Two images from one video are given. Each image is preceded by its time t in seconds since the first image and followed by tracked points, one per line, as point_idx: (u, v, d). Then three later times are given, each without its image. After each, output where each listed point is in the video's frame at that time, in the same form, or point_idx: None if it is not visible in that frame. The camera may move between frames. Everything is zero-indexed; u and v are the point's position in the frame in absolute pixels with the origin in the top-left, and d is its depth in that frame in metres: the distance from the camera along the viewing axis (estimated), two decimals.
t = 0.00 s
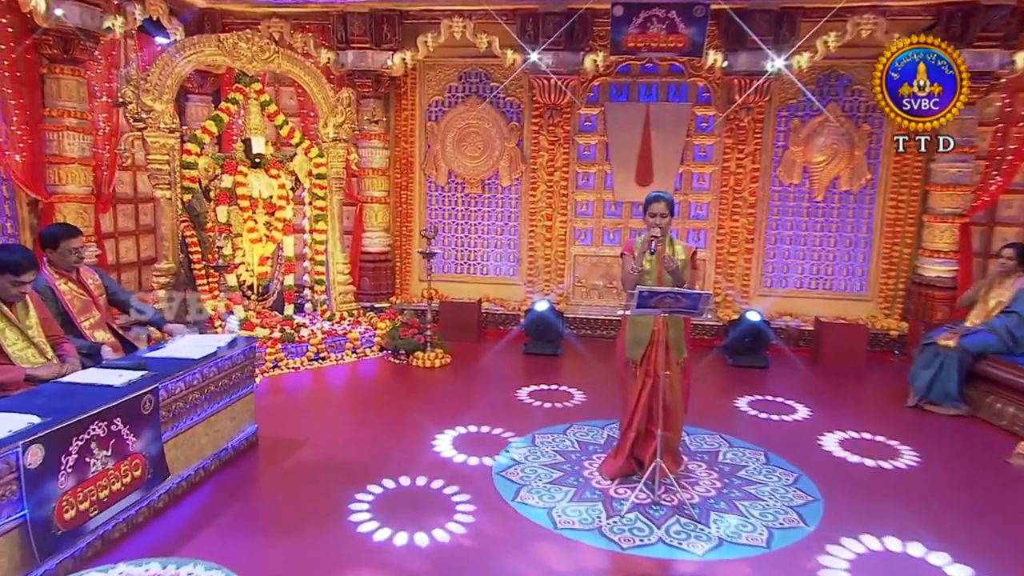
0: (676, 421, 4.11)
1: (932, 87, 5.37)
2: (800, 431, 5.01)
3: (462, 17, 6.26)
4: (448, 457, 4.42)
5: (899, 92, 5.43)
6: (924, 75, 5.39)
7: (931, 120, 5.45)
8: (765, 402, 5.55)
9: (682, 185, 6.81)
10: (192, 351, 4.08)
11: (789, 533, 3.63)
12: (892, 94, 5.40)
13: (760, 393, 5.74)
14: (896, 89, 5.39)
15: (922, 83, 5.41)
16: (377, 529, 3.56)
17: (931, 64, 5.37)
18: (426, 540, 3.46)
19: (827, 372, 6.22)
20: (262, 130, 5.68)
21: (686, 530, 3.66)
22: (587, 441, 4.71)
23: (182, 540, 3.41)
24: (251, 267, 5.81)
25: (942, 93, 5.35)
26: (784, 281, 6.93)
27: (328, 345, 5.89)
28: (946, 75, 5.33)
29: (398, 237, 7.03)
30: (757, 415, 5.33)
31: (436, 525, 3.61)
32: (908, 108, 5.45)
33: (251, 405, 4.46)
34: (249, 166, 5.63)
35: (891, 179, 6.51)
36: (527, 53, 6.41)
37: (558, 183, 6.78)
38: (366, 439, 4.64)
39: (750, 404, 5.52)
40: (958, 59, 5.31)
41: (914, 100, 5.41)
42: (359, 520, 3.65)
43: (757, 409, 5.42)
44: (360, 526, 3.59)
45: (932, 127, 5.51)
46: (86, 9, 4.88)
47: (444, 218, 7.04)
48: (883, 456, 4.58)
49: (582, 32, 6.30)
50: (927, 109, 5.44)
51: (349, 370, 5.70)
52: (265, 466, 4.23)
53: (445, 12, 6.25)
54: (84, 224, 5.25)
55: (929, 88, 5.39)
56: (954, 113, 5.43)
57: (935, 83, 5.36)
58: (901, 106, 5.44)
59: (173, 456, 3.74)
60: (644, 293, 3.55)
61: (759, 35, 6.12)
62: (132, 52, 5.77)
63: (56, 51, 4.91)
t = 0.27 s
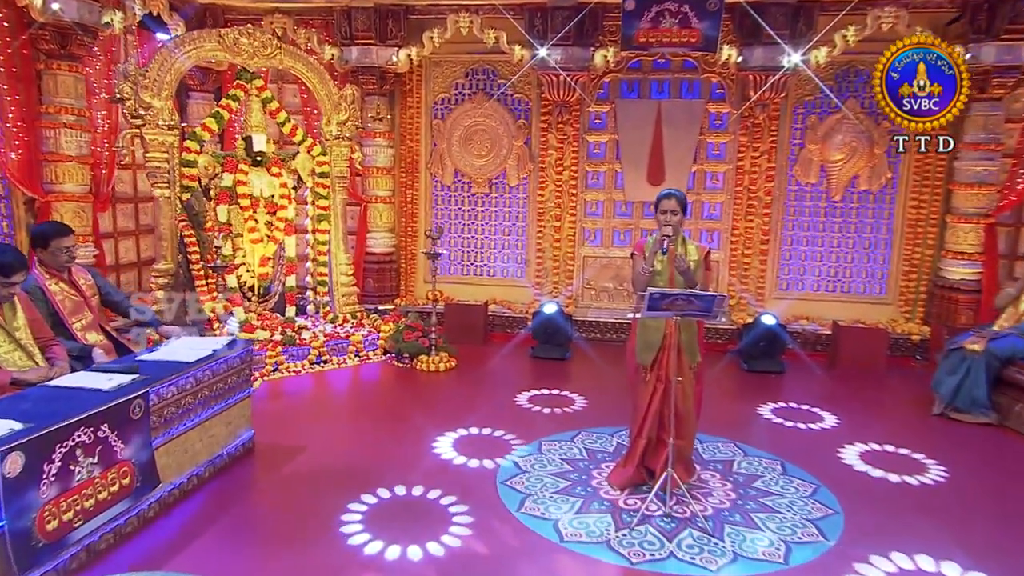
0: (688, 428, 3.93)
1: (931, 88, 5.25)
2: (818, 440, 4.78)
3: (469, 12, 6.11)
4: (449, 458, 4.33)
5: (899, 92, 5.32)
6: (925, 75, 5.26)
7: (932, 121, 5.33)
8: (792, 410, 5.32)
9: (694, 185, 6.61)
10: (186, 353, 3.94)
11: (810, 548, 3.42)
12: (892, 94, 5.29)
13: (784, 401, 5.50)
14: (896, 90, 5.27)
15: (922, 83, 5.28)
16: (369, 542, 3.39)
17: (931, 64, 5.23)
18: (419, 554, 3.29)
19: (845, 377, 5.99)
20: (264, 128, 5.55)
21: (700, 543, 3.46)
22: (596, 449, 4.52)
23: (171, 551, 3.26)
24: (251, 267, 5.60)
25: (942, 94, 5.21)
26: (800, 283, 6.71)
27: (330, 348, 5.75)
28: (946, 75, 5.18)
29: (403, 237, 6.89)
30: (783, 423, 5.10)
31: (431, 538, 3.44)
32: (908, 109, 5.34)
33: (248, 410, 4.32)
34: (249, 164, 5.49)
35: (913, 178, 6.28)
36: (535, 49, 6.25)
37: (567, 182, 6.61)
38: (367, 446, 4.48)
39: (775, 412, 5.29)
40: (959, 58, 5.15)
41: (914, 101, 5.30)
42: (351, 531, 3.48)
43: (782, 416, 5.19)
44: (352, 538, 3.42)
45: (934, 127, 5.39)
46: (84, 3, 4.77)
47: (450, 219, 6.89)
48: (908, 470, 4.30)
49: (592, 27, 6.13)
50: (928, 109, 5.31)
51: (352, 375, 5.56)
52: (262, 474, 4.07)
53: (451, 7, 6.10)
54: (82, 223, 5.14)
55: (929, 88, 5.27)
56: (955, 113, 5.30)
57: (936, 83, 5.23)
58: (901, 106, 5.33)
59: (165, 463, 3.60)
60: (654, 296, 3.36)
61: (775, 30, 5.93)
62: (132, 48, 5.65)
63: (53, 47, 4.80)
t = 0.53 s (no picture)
0: (697, 437, 3.77)
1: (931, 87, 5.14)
2: (833, 451, 4.59)
3: (473, 10, 6.00)
4: (449, 465, 4.20)
5: (899, 92, 5.20)
6: (924, 75, 5.14)
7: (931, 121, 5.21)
8: (814, 419, 5.13)
9: (704, 186, 6.46)
10: (178, 359, 3.80)
11: (826, 565, 3.25)
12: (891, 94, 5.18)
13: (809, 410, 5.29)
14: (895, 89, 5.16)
15: (922, 83, 5.16)
16: (358, 556, 3.24)
17: (930, 63, 5.11)
18: (412, 569, 3.14)
19: (859, 384, 5.80)
20: (264, 128, 5.45)
21: (709, 559, 3.30)
22: (603, 459, 4.36)
23: (157, 565, 3.13)
24: (251, 271, 5.53)
25: (942, 93, 5.10)
26: (813, 287, 6.53)
27: (330, 353, 5.62)
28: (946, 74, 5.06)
29: (406, 240, 6.76)
30: (805, 432, 4.91)
31: (425, 551, 3.29)
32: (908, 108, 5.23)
33: (244, 416, 4.18)
34: (249, 165, 5.38)
35: (930, 180, 6.10)
36: (541, 48, 6.12)
37: (573, 183, 6.47)
38: (366, 454, 4.33)
39: (795, 420, 5.11)
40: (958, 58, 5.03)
41: (913, 100, 5.19)
42: (341, 544, 3.34)
43: (803, 425, 5.00)
44: (341, 550, 3.28)
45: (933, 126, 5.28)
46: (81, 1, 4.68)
47: (454, 221, 6.76)
48: (930, 487, 4.06)
49: (599, 25, 6.01)
50: (927, 108, 5.19)
51: (352, 380, 5.43)
52: (257, 484, 3.93)
53: (455, 5, 5.99)
54: (78, 224, 5.03)
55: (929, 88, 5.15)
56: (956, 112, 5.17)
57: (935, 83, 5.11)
58: (901, 106, 5.21)
59: (154, 472, 3.47)
60: (662, 299, 3.21)
61: (787, 27, 5.78)
62: (131, 47, 5.56)
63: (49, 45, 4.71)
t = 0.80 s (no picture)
0: (708, 452, 3.57)
1: (931, 87, 5.12)
2: (851, 468, 4.36)
3: (479, 10, 5.87)
4: (445, 473, 4.08)
5: (898, 91, 5.19)
6: (924, 75, 5.13)
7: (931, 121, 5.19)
8: (840, 433, 4.89)
9: (715, 191, 6.28)
10: (167, 368, 3.64)
11: None
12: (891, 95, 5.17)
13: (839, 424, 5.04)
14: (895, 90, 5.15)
15: (922, 83, 5.14)
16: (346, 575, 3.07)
17: (930, 64, 5.11)
18: None
19: (878, 396, 5.58)
20: (263, 131, 5.32)
21: None
22: (610, 473, 4.16)
23: None
24: (250, 276, 5.40)
25: (942, 93, 5.09)
26: (829, 295, 6.31)
27: (330, 361, 5.47)
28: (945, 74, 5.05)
29: (410, 245, 6.62)
30: (831, 447, 4.67)
31: (416, 572, 3.11)
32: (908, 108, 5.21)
33: (237, 427, 4.03)
34: (248, 168, 5.26)
35: (951, 184, 5.88)
36: (548, 49, 5.98)
37: (581, 188, 6.30)
38: (364, 467, 4.15)
39: (820, 434, 4.88)
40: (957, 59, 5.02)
41: (913, 101, 5.17)
42: (328, 563, 3.16)
43: (830, 440, 4.77)
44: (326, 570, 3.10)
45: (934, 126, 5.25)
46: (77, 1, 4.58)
47: (459, 226, 6.61)
48: (957, 512, 3.77)
49: (608, 26, 5.85)
50: (927, 108, 5.17)
51: (353, 390, 5.27)
52: (249, 498, 3.75)
53: (460, 6, 5.87)
54: (72, 229, 4.92)
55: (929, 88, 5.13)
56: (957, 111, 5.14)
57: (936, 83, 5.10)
58: (901, 107, 5.20)
59: (140, 485, 3.31)
60: (671, 307, 3.03)
61: (802, 27, 5.60)
62: (131, 48, 5.55)
63: (45, 46, 4.62)
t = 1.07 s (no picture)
0: (721, 470, 3.37)
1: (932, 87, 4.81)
2: (872, 488, 4.12)
3: (486, 13, 5.79)
4: (445, 484, 3.98)
5: (898, 92, 4.86)
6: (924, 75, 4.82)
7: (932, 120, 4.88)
8: (870, 450, 4.66)
9: (728, 198, 6.10)
10: (156, 381, 3.48)
11: None
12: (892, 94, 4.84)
13: (869, 441, 4.80)
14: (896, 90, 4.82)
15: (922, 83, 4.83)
16: None
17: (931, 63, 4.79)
18: None
19: (898, 411, 5.35)
20: (264, 136, 5.21)
21: None
22: (618, 491, 3.97)
23: None
24: (249, 284, 5.26)
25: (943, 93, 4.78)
26: (846, 306, 6.10)
27: (331, 372, 5.32)
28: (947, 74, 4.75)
29: (414, 253, 6.48)
30: (862, 466, 4.44)
31: None
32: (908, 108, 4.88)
33: (231, 441, 3.88)
34: (248, 175, 5.14)
35: (974, 191, 5.66)
36: (557, 53, 5.85)
37: (590, 195, 6.15)
38: (362, 483, 3.98)
39: (848, 452, 4.65)
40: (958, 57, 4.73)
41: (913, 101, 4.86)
42: None
43: (859, 458, 4.54)
44: None
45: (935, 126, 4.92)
46: (74, 4, 4.49)
47: (465, 234, 6.47)
48: (988, 543, 3.52)
49: (617, 29, 5.73)
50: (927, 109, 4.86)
51: (354, 402, 5.11)
52: (241, 516, 3.58)
53: (467, 9, 5.78)
54: (68, 236, 4.81)
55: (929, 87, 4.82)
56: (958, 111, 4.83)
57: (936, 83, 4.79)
58: (901, 106, 4.86)
59: (126, 503, 3.15)
60: (681, 318, 2.85)
61: (817, 29, 5.45)
62: (131, 53, 5.47)
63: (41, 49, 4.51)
